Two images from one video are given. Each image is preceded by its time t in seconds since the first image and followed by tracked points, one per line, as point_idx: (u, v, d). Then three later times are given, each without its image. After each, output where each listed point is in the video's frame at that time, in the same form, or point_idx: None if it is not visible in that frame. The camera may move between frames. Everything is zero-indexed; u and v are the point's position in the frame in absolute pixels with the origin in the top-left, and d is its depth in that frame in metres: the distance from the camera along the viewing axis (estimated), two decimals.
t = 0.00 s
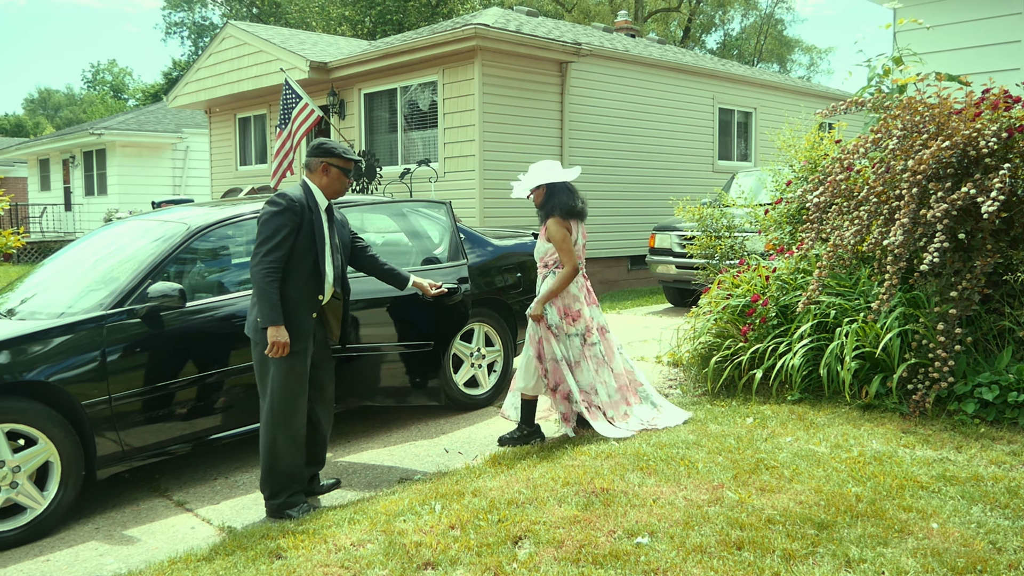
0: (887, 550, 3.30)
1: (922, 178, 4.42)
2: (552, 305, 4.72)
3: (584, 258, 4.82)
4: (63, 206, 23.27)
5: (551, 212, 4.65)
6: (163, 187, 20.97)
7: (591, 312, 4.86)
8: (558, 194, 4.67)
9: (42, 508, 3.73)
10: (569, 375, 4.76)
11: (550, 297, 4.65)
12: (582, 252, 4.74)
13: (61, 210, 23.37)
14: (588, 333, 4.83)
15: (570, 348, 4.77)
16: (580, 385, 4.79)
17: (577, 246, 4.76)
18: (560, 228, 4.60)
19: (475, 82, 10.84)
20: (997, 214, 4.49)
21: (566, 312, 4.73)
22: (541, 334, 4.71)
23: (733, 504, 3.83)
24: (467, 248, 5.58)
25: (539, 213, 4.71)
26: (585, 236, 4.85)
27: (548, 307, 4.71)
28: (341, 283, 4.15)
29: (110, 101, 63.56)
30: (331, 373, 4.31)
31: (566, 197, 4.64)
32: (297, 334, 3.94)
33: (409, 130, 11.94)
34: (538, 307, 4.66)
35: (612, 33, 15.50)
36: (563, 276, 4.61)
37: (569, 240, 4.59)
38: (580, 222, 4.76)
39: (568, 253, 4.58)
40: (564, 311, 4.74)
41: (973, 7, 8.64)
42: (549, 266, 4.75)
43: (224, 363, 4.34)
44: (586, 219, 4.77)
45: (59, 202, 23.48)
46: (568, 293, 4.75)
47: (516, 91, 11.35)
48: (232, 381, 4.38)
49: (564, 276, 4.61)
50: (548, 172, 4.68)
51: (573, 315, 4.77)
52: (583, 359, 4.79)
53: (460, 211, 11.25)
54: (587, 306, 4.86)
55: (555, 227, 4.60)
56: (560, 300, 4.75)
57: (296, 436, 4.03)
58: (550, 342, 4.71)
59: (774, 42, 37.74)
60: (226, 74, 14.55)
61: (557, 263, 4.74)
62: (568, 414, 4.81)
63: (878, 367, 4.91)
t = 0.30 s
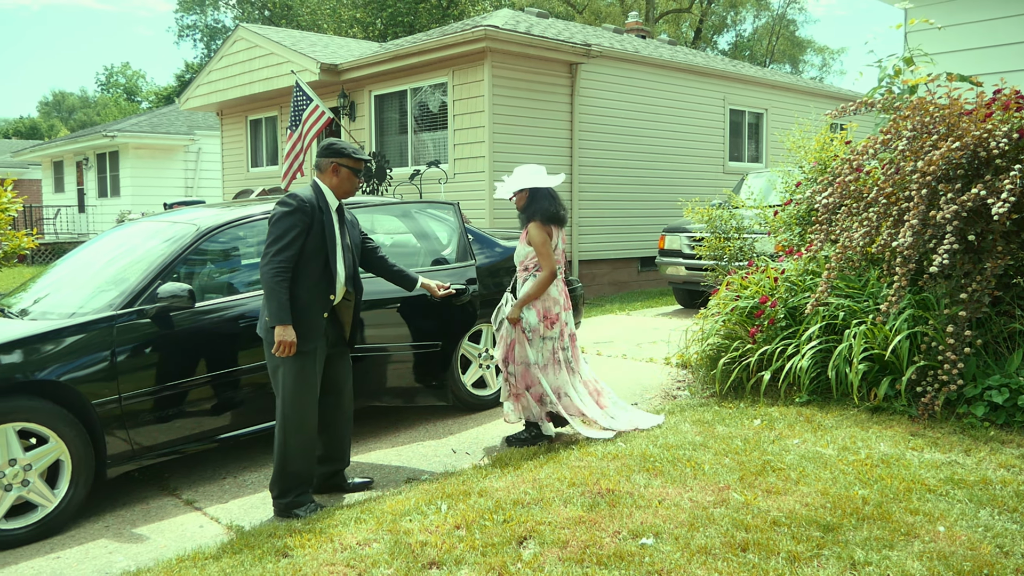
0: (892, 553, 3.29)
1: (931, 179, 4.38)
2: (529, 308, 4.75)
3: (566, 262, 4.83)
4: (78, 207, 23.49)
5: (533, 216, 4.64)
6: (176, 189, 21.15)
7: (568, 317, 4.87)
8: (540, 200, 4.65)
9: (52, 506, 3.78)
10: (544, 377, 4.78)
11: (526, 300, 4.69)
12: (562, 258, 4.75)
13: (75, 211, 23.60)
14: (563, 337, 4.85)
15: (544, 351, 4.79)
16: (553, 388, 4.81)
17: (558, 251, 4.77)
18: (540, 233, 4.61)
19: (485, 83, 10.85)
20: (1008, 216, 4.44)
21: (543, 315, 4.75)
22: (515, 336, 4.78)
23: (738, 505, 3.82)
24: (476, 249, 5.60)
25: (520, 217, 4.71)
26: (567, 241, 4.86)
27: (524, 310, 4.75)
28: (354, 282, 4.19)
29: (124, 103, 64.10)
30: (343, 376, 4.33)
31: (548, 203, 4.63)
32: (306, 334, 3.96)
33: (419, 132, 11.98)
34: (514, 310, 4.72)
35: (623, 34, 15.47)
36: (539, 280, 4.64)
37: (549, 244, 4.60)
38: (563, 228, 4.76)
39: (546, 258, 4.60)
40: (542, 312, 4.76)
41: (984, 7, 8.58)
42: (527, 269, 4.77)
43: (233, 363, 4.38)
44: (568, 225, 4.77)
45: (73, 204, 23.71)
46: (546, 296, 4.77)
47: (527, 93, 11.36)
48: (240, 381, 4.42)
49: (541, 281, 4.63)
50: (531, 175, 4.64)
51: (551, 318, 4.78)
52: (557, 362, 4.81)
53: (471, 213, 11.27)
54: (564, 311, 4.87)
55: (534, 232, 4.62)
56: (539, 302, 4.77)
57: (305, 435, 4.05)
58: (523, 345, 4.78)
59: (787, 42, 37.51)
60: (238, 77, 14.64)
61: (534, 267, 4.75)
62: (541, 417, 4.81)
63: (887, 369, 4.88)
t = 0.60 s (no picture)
0: (917, 557, 3.24)
1: (963, 179, 4.28)
2: (538, 309, 4.80)
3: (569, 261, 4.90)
4: (116, 208, 24.04)
5: (538, 216, 4.70)
6: (212, 189, 21.57)
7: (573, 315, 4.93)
8: (545, 200, 4.71)
9: (87, 500, 3.90)
10: (547, 378, 4.83)
11: (536, 301, 4.74)
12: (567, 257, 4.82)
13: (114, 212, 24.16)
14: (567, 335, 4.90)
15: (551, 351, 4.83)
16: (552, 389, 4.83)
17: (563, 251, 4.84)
18: (546, 233, 4.68)
19: (515, 84, 10.88)
20: None
21: (554, 314, 4.80)
22: (525, 339, 4.83)
23: (762, 508, 3.79)
24: (505, 249, 5.63)
25: (525, 218, 4.77)
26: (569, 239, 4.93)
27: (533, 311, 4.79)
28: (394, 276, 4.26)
29: (165, 105, 65.44)
30: (382, 370, 4.40)
31: (553, 203, 4.69)
32: (346, 329, 4.04)
33: (450, 132, 12.06)
34: (524, 312, 4.76)
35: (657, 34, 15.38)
36: (547, 281, 4.70)
37: (554, 243, 4.67)
38: (566, 227, 4.84)
39: (552, 258, 4.66)
40: (552, 312, 4.81)
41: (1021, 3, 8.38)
42: (533, 269, 4.83)
43: (263, 363, 4.47)
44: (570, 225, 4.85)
45: (112, 204, 24.28)
46: (554, 296, 4.83)
47: (557, 93, 11.36)
48: (270, 379, 4.50)
49: (549, 281, 4.70)
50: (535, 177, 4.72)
51: (559, 317, 4.83)
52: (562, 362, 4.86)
53: (503, 213, 11.31)
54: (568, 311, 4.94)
55: (541, 232, 4.68)
56: (548, 302, 4.82)
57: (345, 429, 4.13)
58: (533, 347, 4.83)
59: (823, 40, 36.91)
60: (272, 78, 14.86)
61: (541, 267, 4.82)
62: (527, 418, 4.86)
63: (918, 372, 4.81)
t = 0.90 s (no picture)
0: (949, 563, 3.19)
1: (1007, 179, 4.14)
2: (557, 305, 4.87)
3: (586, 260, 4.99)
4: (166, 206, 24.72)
5: (556, 216, 4.77)
6: (259, 187, 22.07)
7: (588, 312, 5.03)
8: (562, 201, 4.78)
9: (132, 491, 4.07)
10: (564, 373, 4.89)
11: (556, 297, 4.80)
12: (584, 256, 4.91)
13: (164, 209, 24.85)
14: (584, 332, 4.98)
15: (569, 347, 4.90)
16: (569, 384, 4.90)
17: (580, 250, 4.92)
18: (565, 233, 4.76)
19: (556, 82, 10.87)
20: None
21: (571, 311, 4.88)
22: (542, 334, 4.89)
23: (793, 510, 3.76)
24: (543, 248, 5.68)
25: (542, 217, 4.83)
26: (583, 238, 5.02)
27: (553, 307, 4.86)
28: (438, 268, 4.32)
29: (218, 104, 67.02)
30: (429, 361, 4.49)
31: (570, 204, 4.75)
32: (388, 322, 4.13)
33: (492, 130, 12.12)
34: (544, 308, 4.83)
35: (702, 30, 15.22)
36: (566, 278, 4.77)
37: (574, 243, 4.76)
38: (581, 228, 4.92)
39: (572, 255, 4.73)
40: (569, 309, 4.89)
41: None
42: (551, 267, 4.90)
43: (305, 360, 4.60)
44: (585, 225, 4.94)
45: (162, 202, 24.97)
46: (572, 294, 4.92)
47: (600, 90, 11.34)
48: (308, 376, 4.62)
49: (569, 278, 4.77)
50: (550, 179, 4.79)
51: (576, 314, 4.93)
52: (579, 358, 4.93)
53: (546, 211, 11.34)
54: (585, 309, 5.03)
55: (560, 232, 4.75)
56: (567, 300, 4.89)
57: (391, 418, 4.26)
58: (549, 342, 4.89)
59: (874, 34, 35.94)
60: (317, 78, 15.12)
61: (559, 266, 4.90)
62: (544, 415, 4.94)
63: (959, 375, 4.71)
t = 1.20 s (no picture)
0: (987, 568, 3.13)
1: None
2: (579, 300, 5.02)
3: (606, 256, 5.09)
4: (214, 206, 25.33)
5: (574, 215, 4.84)
6: (304, 187, 22.50)
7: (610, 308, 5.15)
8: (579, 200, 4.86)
9: (173, 485, 4.21)
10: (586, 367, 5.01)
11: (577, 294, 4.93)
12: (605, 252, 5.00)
13: (211, 209, 25.45)
14: (607, 327, 5.09)
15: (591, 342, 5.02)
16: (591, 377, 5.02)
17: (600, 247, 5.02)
18: (586, 231, 4.78)
19: (597, 82, 10.86)
20: None
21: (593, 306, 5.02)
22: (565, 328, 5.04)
23: (828, 511, 3.73)
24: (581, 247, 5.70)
25: (561, 217, 4.92)
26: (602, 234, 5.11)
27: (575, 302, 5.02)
28: (474, 265, 4.36)
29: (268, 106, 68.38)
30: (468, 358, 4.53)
31: (586, 202, 4.84)
32: (416, 317, 4.20)
33: (533, 130, 12.16)
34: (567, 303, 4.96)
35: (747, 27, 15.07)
36: (588, 274, 4.89)
37: (594, 241, 4.81)
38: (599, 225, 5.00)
39: (594, 253, 4.83)
40: (591, 305, 5.03)
41: None
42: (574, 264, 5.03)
43: (346, 356, 4.72)
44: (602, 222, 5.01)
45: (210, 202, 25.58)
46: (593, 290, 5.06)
47: (641, 89, 11.30)
48: (345, 374, 4.72)
49: (590, 275, 4.88)
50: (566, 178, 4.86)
51: (597, 310, 5.05)
52: (601, 352, 5.04)
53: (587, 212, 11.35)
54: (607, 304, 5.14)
55: (580, 231, 4.80)
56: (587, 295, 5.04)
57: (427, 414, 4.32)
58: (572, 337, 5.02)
59: (923, 30, 35.03)
60: (360, 79, 15.34)
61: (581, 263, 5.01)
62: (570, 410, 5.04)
63: (1004, 377, 4.62)
